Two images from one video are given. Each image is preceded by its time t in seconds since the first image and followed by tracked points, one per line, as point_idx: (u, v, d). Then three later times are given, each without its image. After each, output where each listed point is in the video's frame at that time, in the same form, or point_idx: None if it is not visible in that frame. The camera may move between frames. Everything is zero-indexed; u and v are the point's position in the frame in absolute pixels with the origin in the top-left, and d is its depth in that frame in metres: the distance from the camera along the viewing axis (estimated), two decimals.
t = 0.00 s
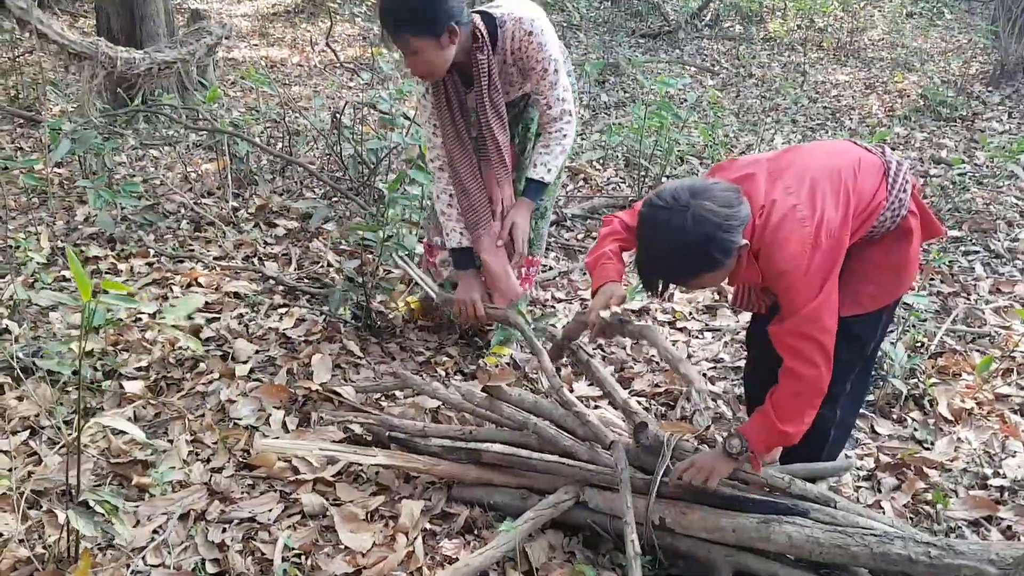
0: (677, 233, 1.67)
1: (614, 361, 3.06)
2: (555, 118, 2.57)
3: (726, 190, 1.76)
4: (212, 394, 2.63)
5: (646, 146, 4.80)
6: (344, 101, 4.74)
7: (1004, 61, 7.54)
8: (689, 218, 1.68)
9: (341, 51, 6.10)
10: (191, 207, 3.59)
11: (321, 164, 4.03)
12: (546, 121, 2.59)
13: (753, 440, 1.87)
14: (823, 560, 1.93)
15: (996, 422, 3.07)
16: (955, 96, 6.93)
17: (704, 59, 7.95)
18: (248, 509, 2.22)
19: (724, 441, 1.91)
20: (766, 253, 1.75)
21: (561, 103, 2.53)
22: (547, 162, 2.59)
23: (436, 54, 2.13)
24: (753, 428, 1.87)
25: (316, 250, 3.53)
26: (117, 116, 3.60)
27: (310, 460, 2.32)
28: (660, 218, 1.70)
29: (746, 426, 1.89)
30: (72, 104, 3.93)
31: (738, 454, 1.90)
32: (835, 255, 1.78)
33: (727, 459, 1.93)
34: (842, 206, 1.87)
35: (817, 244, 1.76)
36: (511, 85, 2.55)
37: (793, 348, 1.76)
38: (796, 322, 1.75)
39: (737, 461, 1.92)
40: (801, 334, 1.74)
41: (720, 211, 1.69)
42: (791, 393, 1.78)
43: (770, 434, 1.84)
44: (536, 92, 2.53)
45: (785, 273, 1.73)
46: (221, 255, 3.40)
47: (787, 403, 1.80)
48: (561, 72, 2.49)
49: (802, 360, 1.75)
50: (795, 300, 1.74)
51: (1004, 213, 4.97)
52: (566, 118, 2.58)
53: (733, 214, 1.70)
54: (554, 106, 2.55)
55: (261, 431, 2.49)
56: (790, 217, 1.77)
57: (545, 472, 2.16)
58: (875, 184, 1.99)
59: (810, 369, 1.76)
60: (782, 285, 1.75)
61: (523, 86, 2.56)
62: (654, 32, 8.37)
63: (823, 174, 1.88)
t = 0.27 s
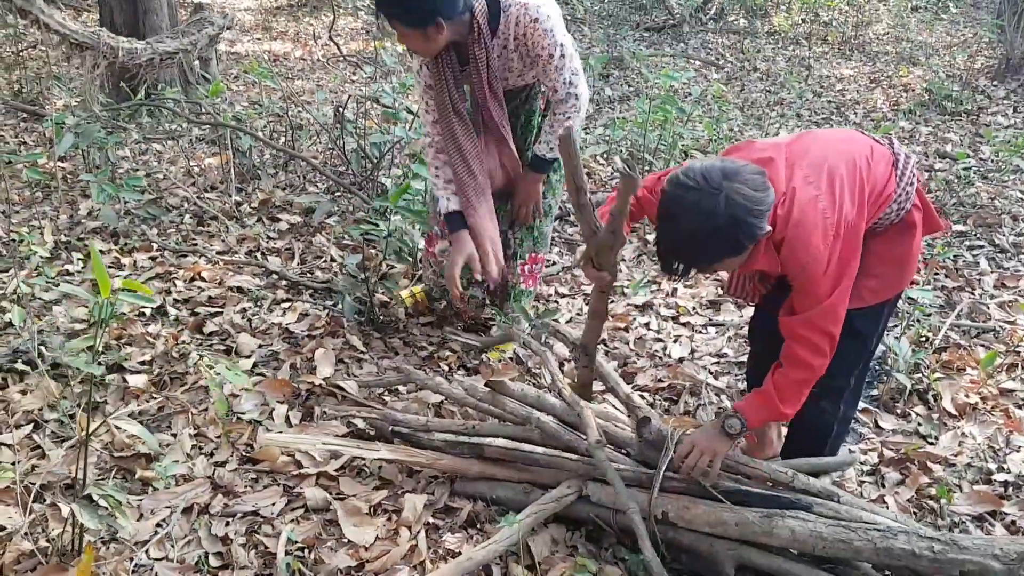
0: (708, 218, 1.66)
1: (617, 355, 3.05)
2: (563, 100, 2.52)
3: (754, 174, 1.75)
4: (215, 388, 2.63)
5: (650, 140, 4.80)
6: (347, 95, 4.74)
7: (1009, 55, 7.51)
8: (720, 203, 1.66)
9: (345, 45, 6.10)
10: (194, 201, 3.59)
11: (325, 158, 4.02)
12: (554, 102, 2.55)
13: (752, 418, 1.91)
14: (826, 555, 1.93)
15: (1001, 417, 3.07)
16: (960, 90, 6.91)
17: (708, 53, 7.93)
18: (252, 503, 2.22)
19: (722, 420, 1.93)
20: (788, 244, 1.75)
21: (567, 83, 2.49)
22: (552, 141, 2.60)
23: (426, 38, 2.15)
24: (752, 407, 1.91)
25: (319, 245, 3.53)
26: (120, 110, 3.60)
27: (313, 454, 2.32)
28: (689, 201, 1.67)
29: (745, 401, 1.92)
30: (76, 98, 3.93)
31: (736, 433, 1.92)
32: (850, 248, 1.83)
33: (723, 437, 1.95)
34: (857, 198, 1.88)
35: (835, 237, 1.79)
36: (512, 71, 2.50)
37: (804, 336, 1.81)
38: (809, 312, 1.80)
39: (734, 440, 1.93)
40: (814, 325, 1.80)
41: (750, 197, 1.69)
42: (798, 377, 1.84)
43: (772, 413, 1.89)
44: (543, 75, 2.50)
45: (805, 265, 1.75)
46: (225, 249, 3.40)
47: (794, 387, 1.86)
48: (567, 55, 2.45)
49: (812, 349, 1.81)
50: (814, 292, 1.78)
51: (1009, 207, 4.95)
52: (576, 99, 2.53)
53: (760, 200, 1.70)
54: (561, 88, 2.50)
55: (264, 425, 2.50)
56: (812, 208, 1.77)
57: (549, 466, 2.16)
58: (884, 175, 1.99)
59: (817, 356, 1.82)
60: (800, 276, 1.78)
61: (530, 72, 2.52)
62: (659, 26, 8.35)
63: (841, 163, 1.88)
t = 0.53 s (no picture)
0: (721, 224, 1.65)
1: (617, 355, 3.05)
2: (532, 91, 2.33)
3: (769, 179, 1.73)
4: (216, 387, 2.63)
5: (650, 139, 4.80)
6: (348, 94, 4.74)
7: (1011, 55, 7.52)
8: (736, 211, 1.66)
9: (346, 44, 6.10)
10: (195, 200, 3.59)
11: (325, 158, 4.03)
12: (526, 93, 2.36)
13: (733, 424, 1.91)
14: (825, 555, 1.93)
15: (1001, 417, 3.07)
16: (961, 90, 6.91)
17: (709, 53, 7.92)
18: (251, 502, 2.22)
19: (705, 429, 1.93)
20: (796, 251, 1.75)
21: (532, 76, 2.30)
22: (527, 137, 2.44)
23: None
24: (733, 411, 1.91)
25: (320, 244, 3.53)
26: (120, 109, 3.60)
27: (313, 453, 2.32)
28: (702, 207, 1.67)
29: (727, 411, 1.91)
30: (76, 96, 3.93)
31: (717, 444, 1.92)
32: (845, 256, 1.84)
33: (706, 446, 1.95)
34: (862, 204, 1.89)
35: (837, 245, 1.80)
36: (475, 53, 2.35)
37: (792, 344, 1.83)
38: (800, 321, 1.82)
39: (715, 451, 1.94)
40: (806, 333, 1.81)
41: (766, 205, 1.67)
42: (780, 386, 1.86)
43: (751, 420, 1.90)
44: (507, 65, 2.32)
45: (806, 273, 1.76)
46: (225, 248, 3.40)
47: (775, 395, 1.87)
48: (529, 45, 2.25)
49: (802, 357, 1.83)
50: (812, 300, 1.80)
51: (1010, 207, 4.95)
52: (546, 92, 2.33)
53: (775, 208, 1.68)
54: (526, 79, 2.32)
55: (264, 424, 2.50)
56: (822, 214, 1.77)
57: (549, 465, 2.17)
58: (890, 179, 1.99)
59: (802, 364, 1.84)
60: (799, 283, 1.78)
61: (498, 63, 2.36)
62: (660, 25, 8.35)
63: (850, 166, 1.88)
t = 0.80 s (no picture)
0: (721, 227, 1.65)
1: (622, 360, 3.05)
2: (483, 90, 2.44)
3: (773, 184, 1.72)
4: (220, 390, 2.64)
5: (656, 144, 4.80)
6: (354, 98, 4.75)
7: (1017, 60, 7.51)
8: (739, 210, 1.65)
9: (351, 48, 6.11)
10: (200, 202, 3.59)
11: (331, 161, 4.03)
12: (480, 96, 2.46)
13: (730, 432, 1.93)
14: (829, 561, 1.93)
15: (1006, 423, 3.06)
16: (967, 96, 6.90)
17: (714, 58, 7.93)
18: (256, 506, 2.22)
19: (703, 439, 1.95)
20: (797, 255, 1.74)
21: (479, 77, 2.40)
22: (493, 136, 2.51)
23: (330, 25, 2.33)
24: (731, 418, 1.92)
25: (325, 247, 3.54)
26: (127, 112, 3.61)
27: (317, 457, 2.32)
28: (704, 208, 1.66)
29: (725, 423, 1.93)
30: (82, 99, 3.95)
31: (714, 455, 1.94)
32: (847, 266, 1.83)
33: (703, 455, 1.96)
34: (868, 213, 1.88)
35: (839, 253, 1.79)
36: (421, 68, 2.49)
37: (790, 352, 1.81)
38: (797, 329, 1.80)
39: (714, 463, 1.96)
40: (805, 342, 1.80)
41: (766, 204, 1.68)
42: (777, 395, 1.85)
43: (748, 429, 1.90)
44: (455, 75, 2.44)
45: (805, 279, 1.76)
46: (231, 251, 3.41)
47: (772, 404, 1.86)
48: (469, 49, 2.37)
49: (799, 366, 1.82)
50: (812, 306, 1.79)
51: (1016, 213, 4.94)
52: (498, 93, 2.43)
53: (777, 207, 1.69)
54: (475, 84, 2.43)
55: (268, 427, 2.50)
56: (825, 220, 1.76)
57: (553, 471, 2.17)
58: (903, 189, 1.98)
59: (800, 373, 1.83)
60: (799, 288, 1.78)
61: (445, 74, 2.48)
62: (665, 29, 8.36)
63: (859, 174, 1.87)
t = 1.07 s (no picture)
0: (722, 255, 1.64)
1: (621, 379, 3.05)
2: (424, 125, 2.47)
3: (774, 208, 1.71)
4: (219, 409, 2.63)
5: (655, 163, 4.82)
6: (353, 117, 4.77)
7: (1012, 81, 7.57)
8: (738, 236, 1.64)
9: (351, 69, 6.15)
10: (200, 221, 3.60)
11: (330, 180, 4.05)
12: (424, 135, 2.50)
13: (740, 451, 1.94)
14: None
15: (1005, 444, 3.06)
16: (963, 117, 6.94)
17: (712, 78, 7.99)
18: (254, 526, 2.22)
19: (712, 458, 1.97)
20: (804, 277, 1.73)
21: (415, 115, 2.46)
22: (445, 157, 2.49)
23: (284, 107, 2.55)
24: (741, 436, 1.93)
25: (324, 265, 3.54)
26: (128, 132, 3.62)
27: (315, 477, 2.31)
28: (705, 238, 1.65)
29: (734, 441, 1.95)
30: (84, 119, 3.96)
31: (724, 474, 1.95)
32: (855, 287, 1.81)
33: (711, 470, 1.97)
34: (875, 235, 1.86)
35: (845, 274, 1.77)
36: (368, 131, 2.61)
37: (798, 373, 1.81)
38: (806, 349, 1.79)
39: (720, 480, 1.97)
40: (814, 364, 1.79)
41: (764, 228, 1.66)
42: (787, 416, 1.85)
43: (758, 448, 1.91)
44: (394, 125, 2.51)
45: (813, 300, 1.74)
46: (230, 270, 3.41)
47: (781, 424, 1.86)
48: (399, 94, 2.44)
49: (808, 388, 1.81)
50: (819, 328, 1.78)
51: (1013, 233, 4.97)
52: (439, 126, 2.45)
53: (775, 231, 1.67)
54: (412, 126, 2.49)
55: (267, 446, 2.50)
56: (832, 241, 1.74)
57: (553, 490, 2.16)
58: (906, 213, 1.97)
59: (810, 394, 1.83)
60: (807, 310, 1.76)
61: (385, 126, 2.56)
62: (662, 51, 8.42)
63: (865, 195, 1.85)
